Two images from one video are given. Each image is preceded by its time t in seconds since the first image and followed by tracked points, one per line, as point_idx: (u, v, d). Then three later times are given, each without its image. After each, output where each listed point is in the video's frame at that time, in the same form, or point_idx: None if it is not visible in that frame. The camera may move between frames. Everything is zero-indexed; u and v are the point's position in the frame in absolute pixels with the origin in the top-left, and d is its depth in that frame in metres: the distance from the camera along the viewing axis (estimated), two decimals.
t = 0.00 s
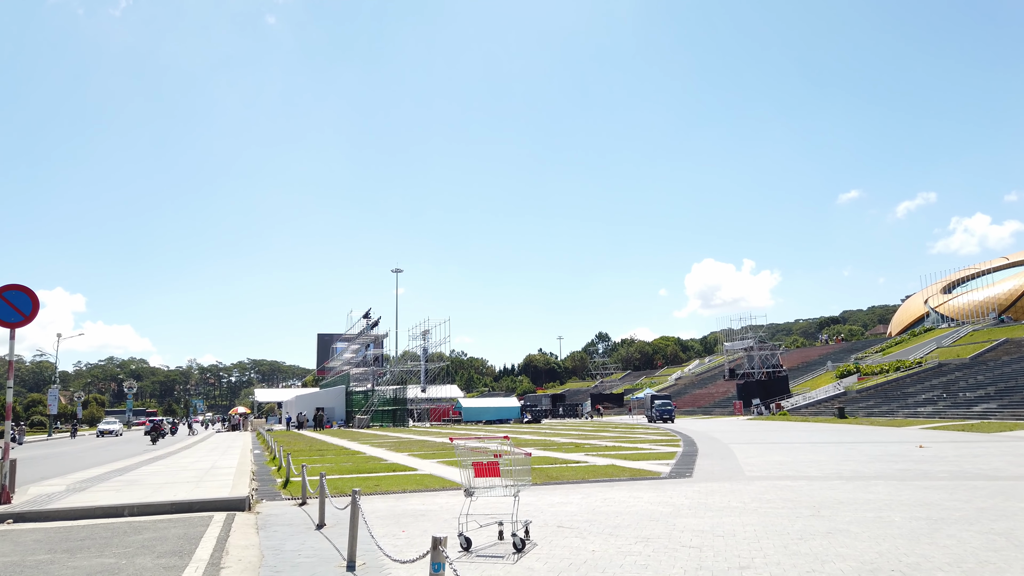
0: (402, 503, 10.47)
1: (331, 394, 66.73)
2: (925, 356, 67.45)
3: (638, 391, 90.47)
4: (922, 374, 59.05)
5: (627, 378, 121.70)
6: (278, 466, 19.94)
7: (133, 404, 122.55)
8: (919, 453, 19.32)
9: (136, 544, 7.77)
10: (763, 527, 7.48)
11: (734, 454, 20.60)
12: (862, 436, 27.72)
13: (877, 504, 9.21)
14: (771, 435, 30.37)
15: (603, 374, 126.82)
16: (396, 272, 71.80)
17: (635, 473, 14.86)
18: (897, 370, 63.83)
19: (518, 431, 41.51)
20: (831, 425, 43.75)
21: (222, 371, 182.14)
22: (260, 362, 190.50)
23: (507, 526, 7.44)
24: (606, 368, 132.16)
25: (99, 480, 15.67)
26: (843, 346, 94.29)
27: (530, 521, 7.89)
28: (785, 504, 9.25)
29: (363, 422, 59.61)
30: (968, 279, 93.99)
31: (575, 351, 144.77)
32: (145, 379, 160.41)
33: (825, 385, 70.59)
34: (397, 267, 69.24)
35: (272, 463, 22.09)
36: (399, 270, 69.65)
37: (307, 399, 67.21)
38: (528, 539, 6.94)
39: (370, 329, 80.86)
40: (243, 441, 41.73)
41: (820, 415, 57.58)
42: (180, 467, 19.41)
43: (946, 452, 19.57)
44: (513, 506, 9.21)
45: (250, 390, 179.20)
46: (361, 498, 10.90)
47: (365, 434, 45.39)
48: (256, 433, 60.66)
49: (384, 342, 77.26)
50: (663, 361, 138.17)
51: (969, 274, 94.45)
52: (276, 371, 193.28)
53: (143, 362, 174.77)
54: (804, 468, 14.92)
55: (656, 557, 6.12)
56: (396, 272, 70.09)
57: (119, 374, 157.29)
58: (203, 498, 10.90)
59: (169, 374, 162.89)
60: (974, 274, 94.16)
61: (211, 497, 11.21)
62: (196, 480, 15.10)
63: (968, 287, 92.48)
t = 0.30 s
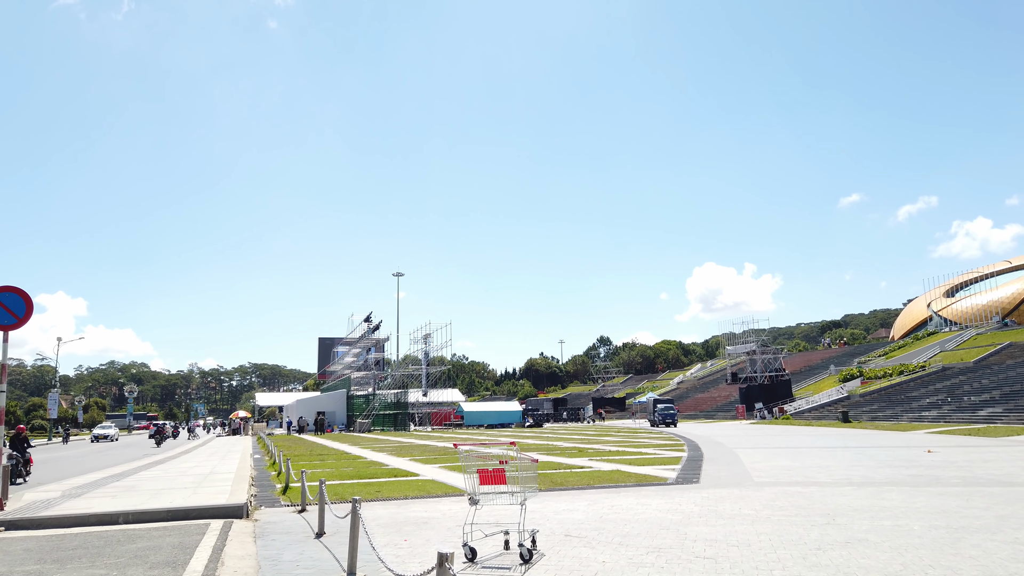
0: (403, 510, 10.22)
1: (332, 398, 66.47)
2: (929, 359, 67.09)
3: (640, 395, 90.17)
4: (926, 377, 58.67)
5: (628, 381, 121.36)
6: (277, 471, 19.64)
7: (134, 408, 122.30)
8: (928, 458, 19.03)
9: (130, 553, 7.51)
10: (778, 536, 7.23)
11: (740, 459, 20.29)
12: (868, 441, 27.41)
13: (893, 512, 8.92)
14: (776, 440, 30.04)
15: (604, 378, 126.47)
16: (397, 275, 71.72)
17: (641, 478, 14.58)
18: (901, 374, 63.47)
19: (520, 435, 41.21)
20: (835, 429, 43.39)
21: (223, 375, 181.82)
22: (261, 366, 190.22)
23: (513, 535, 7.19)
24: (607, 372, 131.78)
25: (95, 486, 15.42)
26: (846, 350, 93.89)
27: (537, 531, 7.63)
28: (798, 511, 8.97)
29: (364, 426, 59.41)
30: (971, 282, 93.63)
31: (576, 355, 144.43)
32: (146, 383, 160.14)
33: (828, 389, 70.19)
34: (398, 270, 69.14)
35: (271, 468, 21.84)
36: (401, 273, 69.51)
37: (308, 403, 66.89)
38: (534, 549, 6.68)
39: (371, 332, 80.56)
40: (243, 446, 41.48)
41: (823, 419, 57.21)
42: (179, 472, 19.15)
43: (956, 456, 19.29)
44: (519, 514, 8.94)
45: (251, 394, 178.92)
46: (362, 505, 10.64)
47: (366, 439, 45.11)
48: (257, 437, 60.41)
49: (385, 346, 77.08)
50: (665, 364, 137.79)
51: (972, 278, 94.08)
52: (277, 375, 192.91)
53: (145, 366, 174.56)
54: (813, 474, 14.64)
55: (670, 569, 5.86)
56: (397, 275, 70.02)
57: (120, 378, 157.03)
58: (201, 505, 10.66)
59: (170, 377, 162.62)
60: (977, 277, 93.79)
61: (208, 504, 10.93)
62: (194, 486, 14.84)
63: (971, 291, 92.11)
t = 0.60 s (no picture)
0: (405, 515, 10.06)
1: (333, 401, 66.30)
2: (931, 362, 66.70)
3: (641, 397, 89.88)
4: (929, 380, 58.31)
5: (630, 384, 121.03)
6: (277, 475, 19.44)
7: (134, 410, 122.39)
8: (934, 461, 18.81)
9: (124, 561, 7.35)
10: (788, 544, 7.04)
11: (744, 462, 20.08)
12: (872, 445, 27.15)
13: (904, 518, 8.74)
14: (779, 444, 29.79)
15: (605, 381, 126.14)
16: (398, 277, 71.54)
17: (645, 483, 14.38)
18: (903, 377, 63.15)
19: (521, 438, 41.05)
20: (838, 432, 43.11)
21: (224, 377, 181.75)
22: (262, 368, 190.10)
23: (518, 543, 7.00)
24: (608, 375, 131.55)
25: (93, 490, 15.23)
26: (848, 352, 93.55)
27: (540, 538, 7.47)
28: (806, 518, 8.82)
29: (365, 429, 59.27)
30: (973, 285, 93.29)
31: (577, 358, 144.10)
32: (147, 385, 160.12)
33: (830, 392, 69.86)
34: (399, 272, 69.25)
35: (272, 471, 21.64)
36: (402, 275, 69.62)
37: (308, 405, 66.74)
38: (539, 558, 6.51)
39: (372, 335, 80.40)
40: (243, 448, 41.20)
41: (826, 422, 57.01)
42: (178, 476, 18.99)
43: (961, 460, 19.07)
44: (524, 522, 8.71)
45: (253, 397, 179.00)
46: (363, 510, 10.49)
47: (366, 441, 44.89)
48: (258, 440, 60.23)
49: (387, 348, 76.88)
50: (666, 367, 137.50)
51: (975, 280, 93.72)
52: (279, 377, 192.90)
53: (146, 368, 174.53)
54: (819, 478, 14.44)
55: None
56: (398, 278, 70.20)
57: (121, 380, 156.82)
58: (200, 510, 10.51)
59: (172, 380, 162.64)
60: (979, 280, 93.46)
61: (206, 508, 10.74)
62: (194, 490, 14.68)
63: (974, 293, 91.75)
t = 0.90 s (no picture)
0: (400, 521, 9.95)
1: (330, 403, 66.05)
2: (929, 364, 66.69)
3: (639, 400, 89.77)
4: (927, 382, 58.27)
5: (628, 386, 120.82)
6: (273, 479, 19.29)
7: (132, 412, 121.99)
8: (933, 464, 18.72)
9: (114, 568, 7.22)
10: (788, 551, 6.94)
11: (742, 466, 19.96)
12: (870, 447, 27.04)
13: (906, 524, 8.63)
14: (777, 446, 29.69)
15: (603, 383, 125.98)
16: (396, 279, 71.37)
17: (642, 487, 14.26)
18: (901, 379, 63.09)
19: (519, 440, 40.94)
20: (837, 435, 43.01)
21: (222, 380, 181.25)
22: (260, 371, 189.61)
23: (513, 551, 6.89)
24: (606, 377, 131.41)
25: (85, 495, 15.06)
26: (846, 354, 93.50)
27: (535, 546, 7.34)
28: (806, 523, 8.72)
29: (362, 431, 59.06)
30: (971, 287, 93.43)
31: (575, 360, 143.96)
32: (145, 388, 159.54)
33: (828, 394, 69.78)
34: (398, 275, 69.12)
35: (266, 475, 21.42)
36: (400, 278, 69.49)
37: (306, 407, 66.53)
38: (535, 566, 6.39)
39: (370, 337, 80.18)
40: (240, 452, 40.93)
41: (824, 424, 56.91)
42: (172, 480, 18.82)
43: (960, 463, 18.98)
44: (520, 528, 8.55)
45: (251, 399, 178.49)
46: (357, 516, 10.36)
47: (364, 444, 44.64)
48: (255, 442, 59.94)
49: (384, 351, 76.62)
50: (664, 369, 137.47)
51: (972, 282, 93.96)
52: (277, 380, 192.51)
53: (144, 371, 173.89)
54: (818, 481, 14.36)
55: None
56: (396, 280, 70.17)
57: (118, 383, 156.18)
58: (192, 516, 10.37)
59: (169, 383, 162.16)
60: (977, 282, 93.62)
61: (199, 514, 10.60)
62: (187, 495, 14.51)
63: (971, 295, 91.97)
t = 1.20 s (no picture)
0: (387, 524, 9.87)
1: (316, 405, 65.52)
2: (913, 365, 67.39)
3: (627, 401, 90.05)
4: (912, 383, 58.87)
5: (616, 387, 121.26)
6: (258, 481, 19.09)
7: (115, 413, 120.45)
8: (918, 465, 18.89)
9: (95, 572, 7.11)
10: (775, 552, 6.96)
11: (728, 467, 20.04)
12: (856, 447, 27.23)
13: (891, 524, 8.69)
14: (764, 447, 29.86)
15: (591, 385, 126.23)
16: (384, 280, 71.09)
17: (630, 487, 14.26)
18: (886, 380, 63.74)
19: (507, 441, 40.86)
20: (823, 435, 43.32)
21: (207, 381, 179.40)
22: (246, 372, 187.99)
23: (499, 553, 6.84)
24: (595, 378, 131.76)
25: (66, 498, 14.84)
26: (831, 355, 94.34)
27: (522, 548, 7.30)
28: (793, 524, 8.73)
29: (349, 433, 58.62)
30: (953, 289, 94.70)
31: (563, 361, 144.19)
32: (129, 390, 157.53)
33: (813, 395, 70.35)
34: (385, 276, 68.76)
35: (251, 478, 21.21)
36: (388, 279, 69.11)
37: (292, 409, 65.96)
38: (521, 567, 6.36)
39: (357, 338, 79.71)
40: (225, 454, 40.49)
41: (810, 425, 57.36)
42: (156, 483, 18.57)
43: (944, 463, 19.18)
44: (507, 530, 8.49)
45: (237, 401, 176.88)
46: (342, 519, 10.26)
47: (351, 446, 44.45)
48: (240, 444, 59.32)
49: (371, 352, 76.19)
50: (651, 370, 138.11)
51: (955, 284, 95.24)
52: (263, 381, 190.96)
53: (127, 372, 171.73)
54: (804, 482, 14.42)
55: None
56: (384, 281, 69.91)
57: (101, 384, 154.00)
58: (175, 518, 10.24)
59: (154, 384, 160.34)
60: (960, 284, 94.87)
61: (182, 518, 10.43)
62: (170, 498, 14.32)
63: (954, 297, 93.20)
